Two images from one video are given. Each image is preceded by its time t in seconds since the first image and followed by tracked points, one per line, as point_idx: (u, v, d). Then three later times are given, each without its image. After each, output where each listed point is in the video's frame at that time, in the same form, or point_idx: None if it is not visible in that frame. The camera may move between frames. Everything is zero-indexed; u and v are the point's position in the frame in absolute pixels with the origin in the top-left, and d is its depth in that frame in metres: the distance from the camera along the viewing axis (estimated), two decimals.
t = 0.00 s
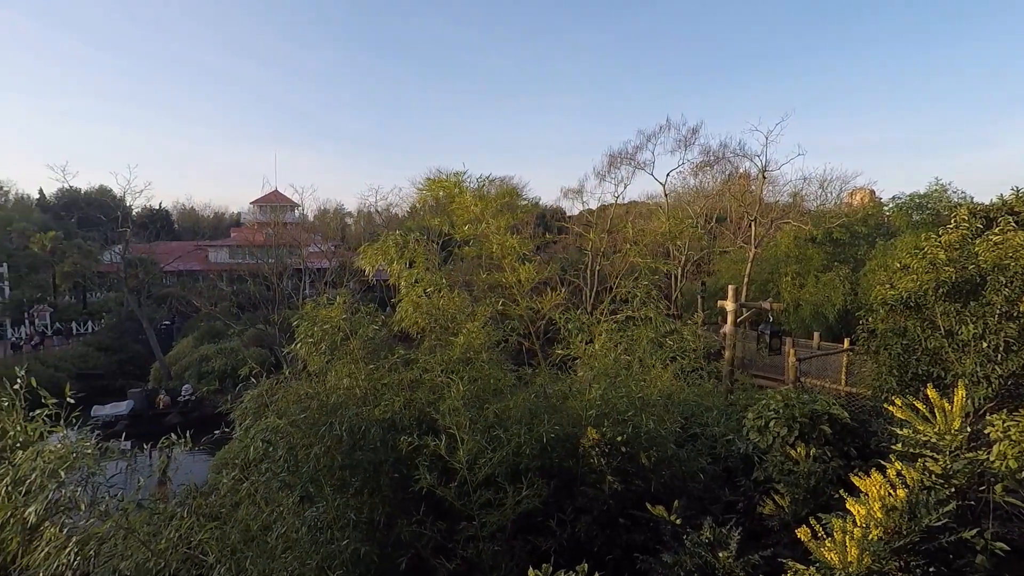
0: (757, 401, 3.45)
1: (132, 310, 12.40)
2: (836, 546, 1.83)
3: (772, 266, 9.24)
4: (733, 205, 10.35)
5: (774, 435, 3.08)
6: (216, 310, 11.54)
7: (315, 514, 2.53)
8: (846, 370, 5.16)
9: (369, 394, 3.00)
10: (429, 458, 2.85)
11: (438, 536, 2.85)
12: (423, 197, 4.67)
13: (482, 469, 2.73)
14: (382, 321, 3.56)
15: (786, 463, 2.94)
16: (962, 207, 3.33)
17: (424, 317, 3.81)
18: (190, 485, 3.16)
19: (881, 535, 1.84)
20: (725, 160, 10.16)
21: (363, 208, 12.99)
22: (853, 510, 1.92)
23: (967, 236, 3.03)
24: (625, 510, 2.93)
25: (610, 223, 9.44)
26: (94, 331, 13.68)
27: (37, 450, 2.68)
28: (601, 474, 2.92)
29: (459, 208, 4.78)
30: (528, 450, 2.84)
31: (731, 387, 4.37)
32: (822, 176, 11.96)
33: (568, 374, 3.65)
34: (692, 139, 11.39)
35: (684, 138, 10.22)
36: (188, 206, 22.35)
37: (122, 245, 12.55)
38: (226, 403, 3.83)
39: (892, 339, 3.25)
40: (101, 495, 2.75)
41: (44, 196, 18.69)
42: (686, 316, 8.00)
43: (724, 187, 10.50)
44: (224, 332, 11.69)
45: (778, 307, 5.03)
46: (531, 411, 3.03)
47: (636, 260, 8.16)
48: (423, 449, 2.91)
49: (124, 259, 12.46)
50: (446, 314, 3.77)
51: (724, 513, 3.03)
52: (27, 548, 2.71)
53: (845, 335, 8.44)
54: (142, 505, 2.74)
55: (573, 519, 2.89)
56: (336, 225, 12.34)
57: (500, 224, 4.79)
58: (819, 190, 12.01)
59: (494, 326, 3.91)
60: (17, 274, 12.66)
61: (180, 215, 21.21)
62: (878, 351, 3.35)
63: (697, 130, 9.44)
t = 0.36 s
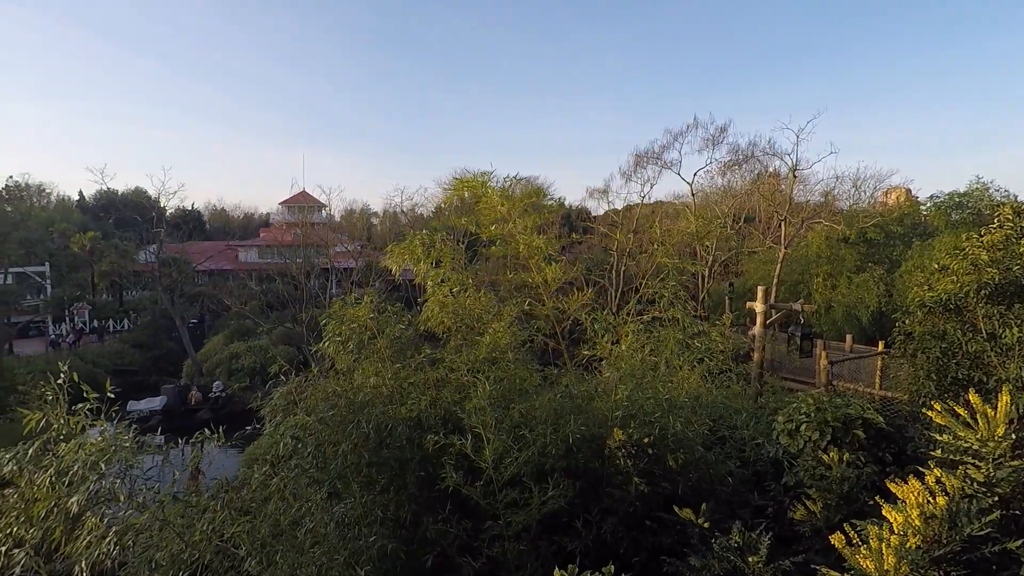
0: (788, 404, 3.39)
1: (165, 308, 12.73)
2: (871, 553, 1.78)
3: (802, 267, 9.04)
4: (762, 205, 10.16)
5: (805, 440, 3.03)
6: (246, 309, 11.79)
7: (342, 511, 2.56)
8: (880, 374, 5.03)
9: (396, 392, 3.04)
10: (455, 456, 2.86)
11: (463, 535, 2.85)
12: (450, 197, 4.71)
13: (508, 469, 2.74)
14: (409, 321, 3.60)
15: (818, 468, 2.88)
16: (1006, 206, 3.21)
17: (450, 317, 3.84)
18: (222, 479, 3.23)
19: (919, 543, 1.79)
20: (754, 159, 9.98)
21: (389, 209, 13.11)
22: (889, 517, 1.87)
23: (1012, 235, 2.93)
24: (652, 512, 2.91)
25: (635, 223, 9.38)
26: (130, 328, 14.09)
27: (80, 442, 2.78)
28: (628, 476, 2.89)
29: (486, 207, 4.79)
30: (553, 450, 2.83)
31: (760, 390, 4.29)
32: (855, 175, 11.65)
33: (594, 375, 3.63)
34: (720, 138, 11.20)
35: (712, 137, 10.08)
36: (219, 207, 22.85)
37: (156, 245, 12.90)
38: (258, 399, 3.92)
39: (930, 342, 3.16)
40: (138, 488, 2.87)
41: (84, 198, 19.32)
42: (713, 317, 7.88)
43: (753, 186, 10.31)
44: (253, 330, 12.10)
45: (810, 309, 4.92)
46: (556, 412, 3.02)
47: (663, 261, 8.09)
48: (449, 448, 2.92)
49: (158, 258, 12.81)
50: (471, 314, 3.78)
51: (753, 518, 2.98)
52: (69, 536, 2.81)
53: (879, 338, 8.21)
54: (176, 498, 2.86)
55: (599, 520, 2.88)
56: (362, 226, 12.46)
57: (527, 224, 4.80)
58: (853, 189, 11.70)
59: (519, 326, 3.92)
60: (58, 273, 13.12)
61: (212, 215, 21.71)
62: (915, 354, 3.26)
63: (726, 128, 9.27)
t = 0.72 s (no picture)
0: (818, 407, 3.32)
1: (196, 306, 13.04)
2: (907, 561, 1.74)
3: (833, 267, 8.86)
4: (791, 205, 9.98)
5: (835, 444, 2.96)
6: (274, 307, 12.03)
7: (369, 507, 2.60)
8: (915, 377, 4.91)
9: (422, 391, 3.06)
10: (479, 455, 2.86)
11: (488, 534, 2.84)
12: (475, 197, 4.74)
13: (532, 469, 2.74)
14: (434, 321, 3.63)
15: (850, 474, 2.82)
16: None
17: (475, 317, 3.86)
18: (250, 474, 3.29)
19: (957, 552, 1.74)
20: (783, 158, 9.80)
21: (414, 209, 13.22)
22: (926, 525, 1.82)
23: None
24: (677, 515, 2.91)
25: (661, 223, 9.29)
26: (162, 326, 14.46)
27: (117, 436, 2.88)
28: (653, 477, 2.87)
29: (512, 207, 4.81)
30: (578, 450, 2.81)
31: (789, 393, 4.22)
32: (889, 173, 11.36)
33: (619, 376, 3.60)
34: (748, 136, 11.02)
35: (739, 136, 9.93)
36: (248, 207, 23.32)
37: (188, 245, 13.23)
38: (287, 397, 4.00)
39: (970, 345, 3.08)
40: (172, 480, 2.95)
41: (120, 199, 19.92)
42: (740, 319, 7.75)
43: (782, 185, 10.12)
44: (280, 328, 12.34)
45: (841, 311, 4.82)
46: (581, 412, 3.00)
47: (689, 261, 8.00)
48: (474, 447, 2.91)
49: (190, 257, 13.13)
50: (496, 314, 3.80)
51: (782, 523, 2.94)
52: (108, 526, 2.93)
53: (914, 341, 8.07)
54: (208, 492, 2.93)
55: (623, 521, 2.86)
56: (387, 226, 12.58)
57: (552, 224, 4.80)
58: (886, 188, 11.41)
59: (544, 326, 3.92)
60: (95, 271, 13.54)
61: (242, 215, 22.18)
62: (953, 357, 3.18)
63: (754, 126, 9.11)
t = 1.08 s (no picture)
0: (850, 412, 3.26)
1: (226, 305, 13.33)
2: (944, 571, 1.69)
3: (866, 268, 8.65)
4: (822, 204, 9.75)
5: (868, 449, 2.92)
6: (301, 306, 12.22)
7: (395, 505, 2.63)
8: (953, 381, 4.76)
9: (446, 391, 3.07)
10: (504, 455, 2.87)
11: (511, 533, 2.86)
12: (501, 197, 4.75)
13: (557, 469, 2.73)
14: (459, 320, 3.66)
15: (883, 480, 2.75)
16: None
17: (500, 316, 3.88)
18: (279, 470, 3.35)
19: (998, 563, 1.69)
20: (813, 156, 9.59)
21: (437, 209, 13.28)
22: (964, 535, 1.77)
23: None
24: (704, 518, 2.88)
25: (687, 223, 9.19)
26: (194, 324, 14.82)
27: (152, 431, 2.99)
28: (679, 480, 2.84)
29: (537, 207, 4.81)
30: (603, 450, 2.79)
31: (820, 396, 4.14)
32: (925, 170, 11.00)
33: (644, 377, 3.57)
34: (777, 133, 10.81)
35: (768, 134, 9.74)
36: (276, 207, 23.75)
37: (219, 245, 13.54)
38: (315, 394, 4.06)
39: (1012, 350, 2.97)
40: (203, 475, 3.06)
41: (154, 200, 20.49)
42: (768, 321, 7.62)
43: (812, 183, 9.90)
44: (306, 327, 12.54)
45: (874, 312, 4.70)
46: (606, 412, 2.98)
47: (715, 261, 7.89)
48: (498, 447, 2.91)
49: (220, 257, 13.43)
50: (520, 314, 3.81)
51: (812, 528, 2.88)
52: (143, 518, 3.02)
53: (951, 344, 7.91)
54: (238, 486, 3.00)
55: (649, 523, 2.84)
56: (411, 226, 12.66)
57: (578, 224, 4.79)
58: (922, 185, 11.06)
59: (568, 326, 3.90)
60: (130, 270, 13.94)
61: (271, 216, 22.61)
62: (992, 363, 3.08)
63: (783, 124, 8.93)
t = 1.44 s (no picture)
0: (883, 417, 3.21)
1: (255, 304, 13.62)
2: None
3: (901, 269, 8.42)
4: (855, 203, 9.53)
5: (904, 454, 2.89)
6: (328, 305, 12.43)
7: (422, 502, 2.65)
8: (993, 387, 4.60)
9: (472, 390, 3.08)
10: (529, 455, 2.87)
11: (538, 533, 2.83)
12: (527, 197, 4.77)
13: (584, 470, 2.72)
14: (485, 320, 3.69)
15: (921, 487, 2.71)
16: None
17: (527, 316, 3.90)
18: (307, 466, 3.40)
19: None
20: (846, 155, 9.38)
21: (462, 209, 13.35)
22: (1008, 546, 1.71)
23: None
24: (733, 522, 2.84)
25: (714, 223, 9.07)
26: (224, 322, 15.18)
27: (188, 425, 3.09)
28: (708, 482, 2.80)
29: (564, 207, 4.82)
30: (630, 452, 2.76)
31: (853, 400, 4.05)
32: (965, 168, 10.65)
33: (671, 378, 3.53)
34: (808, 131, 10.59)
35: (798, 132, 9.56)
36: (305, 208, 24.17)
37: (249, 245, 13.84)
38: (342, 392, 4.13)
39: None
40: (236, 469, 3.13)
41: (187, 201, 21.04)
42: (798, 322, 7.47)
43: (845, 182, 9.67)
44: (333, 325, 12.73)
45: (910, 314, 4.57)
46: (632, 413, 2.95)
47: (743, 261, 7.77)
48: (524, 446, 2.91)
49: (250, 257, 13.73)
50: (547, 314, 3.82)
51: (844, 535, 2.82)
52: (179, 509, 3.12)
53: (991, 348, 7.68)
54: (269, 481, 3.06)
55: (676, 526, 2.81)
56: (436, 226, 12.76)
57: (605, 223, 4.79)
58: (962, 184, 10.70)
59: (594, 326, 3.89)
60: (164, 269, 14.35)
61: (299, 216, 23.00)
62: None
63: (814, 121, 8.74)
